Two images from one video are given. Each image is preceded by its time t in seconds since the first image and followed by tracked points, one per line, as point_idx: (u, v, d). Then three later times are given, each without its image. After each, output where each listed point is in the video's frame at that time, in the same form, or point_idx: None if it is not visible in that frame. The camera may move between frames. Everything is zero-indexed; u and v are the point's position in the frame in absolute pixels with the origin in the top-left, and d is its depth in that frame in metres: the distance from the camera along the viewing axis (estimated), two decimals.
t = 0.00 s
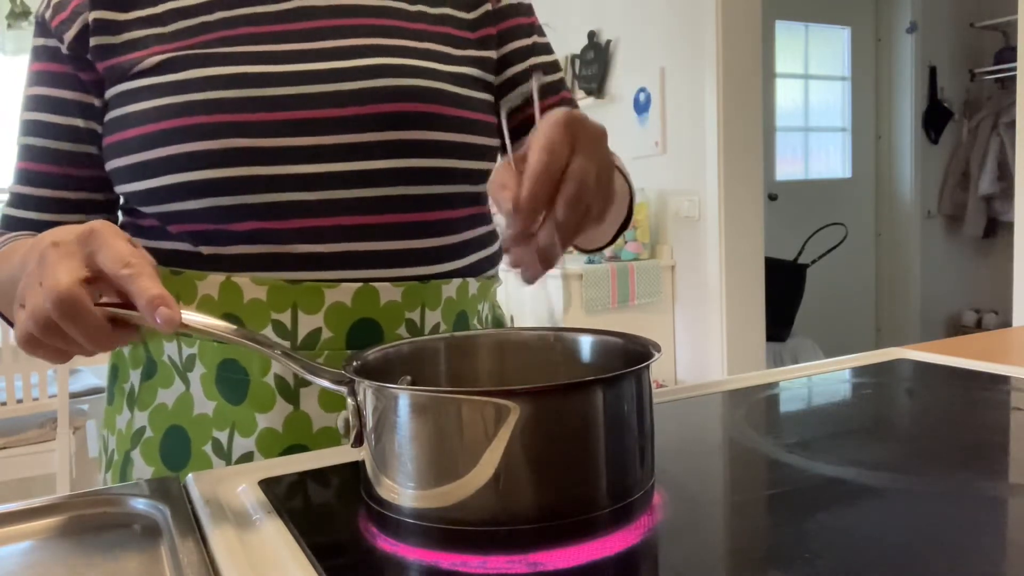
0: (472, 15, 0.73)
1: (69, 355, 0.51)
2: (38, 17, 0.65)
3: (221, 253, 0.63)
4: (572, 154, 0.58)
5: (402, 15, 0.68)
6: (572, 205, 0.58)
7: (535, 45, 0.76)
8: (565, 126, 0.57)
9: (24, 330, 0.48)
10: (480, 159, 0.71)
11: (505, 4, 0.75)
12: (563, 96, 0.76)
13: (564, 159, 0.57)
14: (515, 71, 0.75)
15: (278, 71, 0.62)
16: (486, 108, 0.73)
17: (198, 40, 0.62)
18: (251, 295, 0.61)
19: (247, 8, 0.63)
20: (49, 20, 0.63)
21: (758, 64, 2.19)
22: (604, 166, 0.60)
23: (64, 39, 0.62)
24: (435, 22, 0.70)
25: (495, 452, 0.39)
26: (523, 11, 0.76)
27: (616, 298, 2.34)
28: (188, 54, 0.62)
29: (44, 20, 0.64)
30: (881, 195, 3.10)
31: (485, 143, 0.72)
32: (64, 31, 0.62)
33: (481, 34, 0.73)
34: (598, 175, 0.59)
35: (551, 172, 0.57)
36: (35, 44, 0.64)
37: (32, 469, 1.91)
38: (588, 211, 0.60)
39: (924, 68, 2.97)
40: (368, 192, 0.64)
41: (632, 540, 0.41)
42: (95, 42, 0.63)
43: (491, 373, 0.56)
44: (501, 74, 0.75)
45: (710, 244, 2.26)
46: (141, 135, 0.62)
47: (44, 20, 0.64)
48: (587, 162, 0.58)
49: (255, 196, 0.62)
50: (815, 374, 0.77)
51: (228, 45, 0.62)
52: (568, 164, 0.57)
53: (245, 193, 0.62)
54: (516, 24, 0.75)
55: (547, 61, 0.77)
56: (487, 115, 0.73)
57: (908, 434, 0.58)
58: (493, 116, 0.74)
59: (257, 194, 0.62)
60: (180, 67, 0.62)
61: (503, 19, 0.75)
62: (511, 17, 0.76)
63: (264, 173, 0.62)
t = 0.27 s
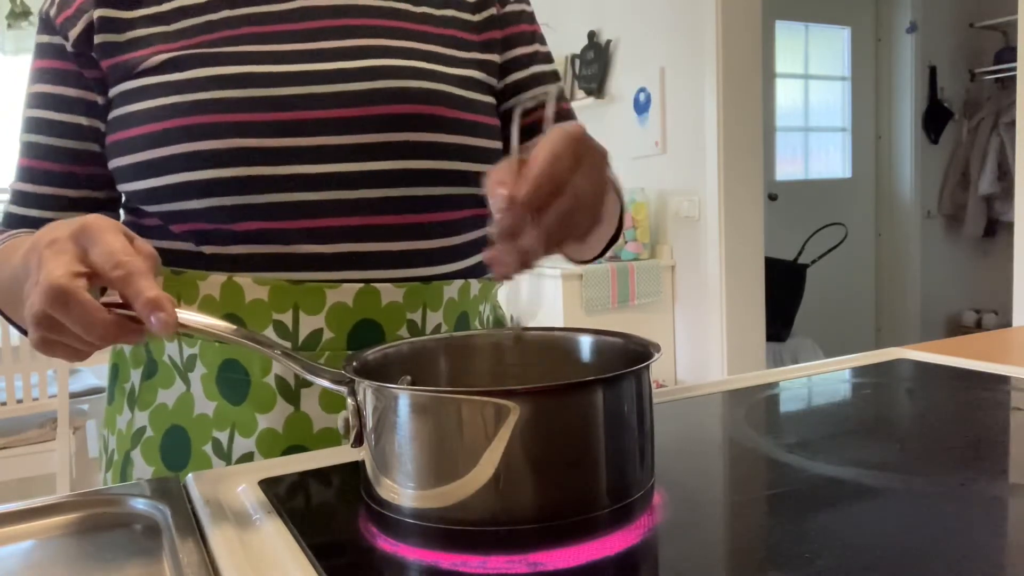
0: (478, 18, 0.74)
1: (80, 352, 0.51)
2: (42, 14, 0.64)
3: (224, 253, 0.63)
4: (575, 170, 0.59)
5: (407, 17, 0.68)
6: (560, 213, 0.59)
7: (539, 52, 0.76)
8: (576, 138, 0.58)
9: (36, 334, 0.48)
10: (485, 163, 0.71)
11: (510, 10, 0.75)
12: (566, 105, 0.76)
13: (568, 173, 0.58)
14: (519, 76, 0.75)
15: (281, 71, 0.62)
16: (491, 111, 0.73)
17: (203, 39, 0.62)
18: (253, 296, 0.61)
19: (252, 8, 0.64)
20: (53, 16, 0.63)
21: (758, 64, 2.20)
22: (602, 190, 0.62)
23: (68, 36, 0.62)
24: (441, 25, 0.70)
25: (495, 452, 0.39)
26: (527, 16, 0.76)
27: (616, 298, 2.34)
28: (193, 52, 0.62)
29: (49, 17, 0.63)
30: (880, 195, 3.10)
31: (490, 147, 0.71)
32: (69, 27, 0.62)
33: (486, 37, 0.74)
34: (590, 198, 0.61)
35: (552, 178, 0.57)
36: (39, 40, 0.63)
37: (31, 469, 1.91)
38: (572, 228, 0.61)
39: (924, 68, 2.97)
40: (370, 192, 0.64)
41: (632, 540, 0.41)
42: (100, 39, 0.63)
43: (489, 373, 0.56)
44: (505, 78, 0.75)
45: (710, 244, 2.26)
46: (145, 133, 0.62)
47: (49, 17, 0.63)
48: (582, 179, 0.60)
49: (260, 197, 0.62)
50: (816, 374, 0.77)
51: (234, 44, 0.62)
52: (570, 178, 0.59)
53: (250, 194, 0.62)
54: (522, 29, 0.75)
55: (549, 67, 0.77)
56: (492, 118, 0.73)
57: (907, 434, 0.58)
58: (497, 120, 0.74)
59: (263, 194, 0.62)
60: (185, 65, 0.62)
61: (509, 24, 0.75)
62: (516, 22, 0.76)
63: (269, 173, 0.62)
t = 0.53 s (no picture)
0: (483, 24, 0.74)
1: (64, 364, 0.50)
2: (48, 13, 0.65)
3: (227, 250, 0.63)
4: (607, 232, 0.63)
5: (413, 19, 0.68)
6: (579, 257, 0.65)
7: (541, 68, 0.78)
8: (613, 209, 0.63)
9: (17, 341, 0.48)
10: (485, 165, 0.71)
11: (516, 22, 0.77)
12: (562, 123, 0.79)
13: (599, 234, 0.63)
14: (520, 90, 0.77)
15: (284, 69, 0.62)
16: (494, 115, 0.73)
17: (209, 37, 0.62)
18: (252, 293, 0.61)
19: (258, 6, 0.64)
20: (59, 14, 0.63)
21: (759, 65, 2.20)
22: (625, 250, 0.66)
23: (73, 33, 0.62)
24: (445, 30, 0.71)
25: (495, 452, 0.39)
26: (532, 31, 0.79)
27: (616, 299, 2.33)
28: (199, 49, 0.62)
29: (55, 14, 0.63)
30: (880, 195, 3.10)
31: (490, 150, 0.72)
32: (74, 24, 0.62)
33: (491, 43, 0.74)
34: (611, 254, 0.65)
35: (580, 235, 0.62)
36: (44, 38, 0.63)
37: (30, 469, 1.91)
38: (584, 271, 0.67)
39: (924, 68, 2.98)
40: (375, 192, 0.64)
41: (632, 540, 0.41)
42: (107, 36, 0.62)
43: (488, 373, 0.56)
44: (507, 89, 0.77)
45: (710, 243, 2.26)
46: (149, 128, 0.61)
47: (55, 15, 0.63)
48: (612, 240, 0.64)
49: (262, 193, 0.62)
50: (816, 374, 0.77)
51: (240, 41, 0.62)
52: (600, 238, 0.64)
53: (252, 189, 0.61)
54: (527, 43, 0.77)
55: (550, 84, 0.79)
56: (495, 122, 0.73)
57: (908, 434, 0.58)
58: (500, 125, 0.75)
59: (267, 190, 0.62)
60: (191, 62, 0.62)
61: (515, 36, 0.77)
62: (523, 34, 0.77)
63: (272, 170, 0.61)
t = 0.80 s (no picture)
0: (485, 27, 0.74)
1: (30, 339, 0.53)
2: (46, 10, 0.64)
3: (231, 250, 0.63)
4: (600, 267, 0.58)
5: (415, 19, 0.69)
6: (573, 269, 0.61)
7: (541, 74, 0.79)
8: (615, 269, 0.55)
9: None
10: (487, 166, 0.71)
11: (518, 28, 0.77)
12: (562, 129, 0.79)
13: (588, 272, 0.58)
14: (521, 96, 0.77)
15: (286, 69, 0.62)
16: (496, 116, 0.73)
17: (214, 36, 0.62)
18: (259, 293, 0.62)
19: (263, 6, 0.64)
20: (55, 12, 0.62)
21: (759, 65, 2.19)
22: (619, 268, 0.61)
23: (69, 32, 0.61)
24: (449, 32, 0.71)
25: (495, 452, 0.39)
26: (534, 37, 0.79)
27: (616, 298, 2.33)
28: (203, 48, 0.62)
29: (51, 11, 0.63)
30: (880, 195, 3.10)
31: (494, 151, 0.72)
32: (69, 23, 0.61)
33: (494, 46, 0.74)
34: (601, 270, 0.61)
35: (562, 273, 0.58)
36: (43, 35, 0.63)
37: (30, 468, 1.91)
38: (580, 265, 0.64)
39: (924, 68, 2.98)
40: (378, 194, 0.64)
41: (632, 540, 0.41)
42: (107, 35, 0.62)
43: (490, 374, 0.56)
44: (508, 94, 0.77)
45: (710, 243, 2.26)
46: (153, 127, 0.61)
47: (51, 12, 0.63)
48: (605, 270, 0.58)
49: (266, 193, 0.62)
50: (816, 374, 0.77)
51: (244, 41, 0.62)
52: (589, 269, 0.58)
53: (257, 190, 0.61)
54: (529, 48, 0.78)
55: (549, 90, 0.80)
56: (498, 124, 0.73)
57: (908, 434, 0.58)
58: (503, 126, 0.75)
59: (271, 188, 0.61)
60: (195, 61, 0.62)
61: (518, 42, 0.77)
62: (526, 40, 0.78)
63: (275, 170, 0.61)
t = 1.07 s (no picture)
0: (485, 26, 0.74)
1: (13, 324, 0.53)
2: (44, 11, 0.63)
3: (231, 251, 0.63)
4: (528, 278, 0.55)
5: (415, 20, 0.69)
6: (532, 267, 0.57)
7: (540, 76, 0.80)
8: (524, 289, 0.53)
9: None
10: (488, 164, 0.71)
11: (520, 32, 0.78)
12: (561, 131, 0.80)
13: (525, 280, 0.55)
14: (524, 102, 0.78)
15: (288, 71, 0.62)
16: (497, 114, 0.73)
17: (214, 39, 0.62)
18: (257, 294, 0.61)
19: (264, 8, 0.64)
20: (58, 14, 0.61)
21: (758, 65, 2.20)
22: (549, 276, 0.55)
23: (73, 34, 0.61)
24: (449, 30, 0.71)
25: (495, 452, 0.39)
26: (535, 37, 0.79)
27: (616, 298, 2.33)
28: (204, 51, 0.62)
29: (51, 14, 0.62)
30: (880, 195, 3.10)
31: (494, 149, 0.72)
32: (74, 27, 0.61)
33: (492, 45, 0.74)
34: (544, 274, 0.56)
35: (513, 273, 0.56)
36: (41, 37, 0.62)
37: (30, 469, 1.91)
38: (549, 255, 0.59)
39: (924, 68, 2.98)
40: (380, 194, 0.64)
41: (632, 540, 0.41)
42: (108, 39, 0.62)
43: (490, 373, 0.56)
44: (507, 102, 0.78)
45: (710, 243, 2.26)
46: (154, 131, 0.61)
47: (51, 15, 0.62)
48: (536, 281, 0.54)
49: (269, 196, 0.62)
50: (816, 374, 0.77)
51: (245, 43, 0.62)
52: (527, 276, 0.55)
53: (261, 193, 0.62)
54: (529, 53, 0.78)
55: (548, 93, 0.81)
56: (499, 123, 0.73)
57: (908, 434, 0.58)
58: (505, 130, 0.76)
59: (274, 191, 0.62)
60: (196, 65, 0.62)
61: (518, 47, 0.77)
62: (527, 45, 0.78)
63: (277, 172, 0.61)
